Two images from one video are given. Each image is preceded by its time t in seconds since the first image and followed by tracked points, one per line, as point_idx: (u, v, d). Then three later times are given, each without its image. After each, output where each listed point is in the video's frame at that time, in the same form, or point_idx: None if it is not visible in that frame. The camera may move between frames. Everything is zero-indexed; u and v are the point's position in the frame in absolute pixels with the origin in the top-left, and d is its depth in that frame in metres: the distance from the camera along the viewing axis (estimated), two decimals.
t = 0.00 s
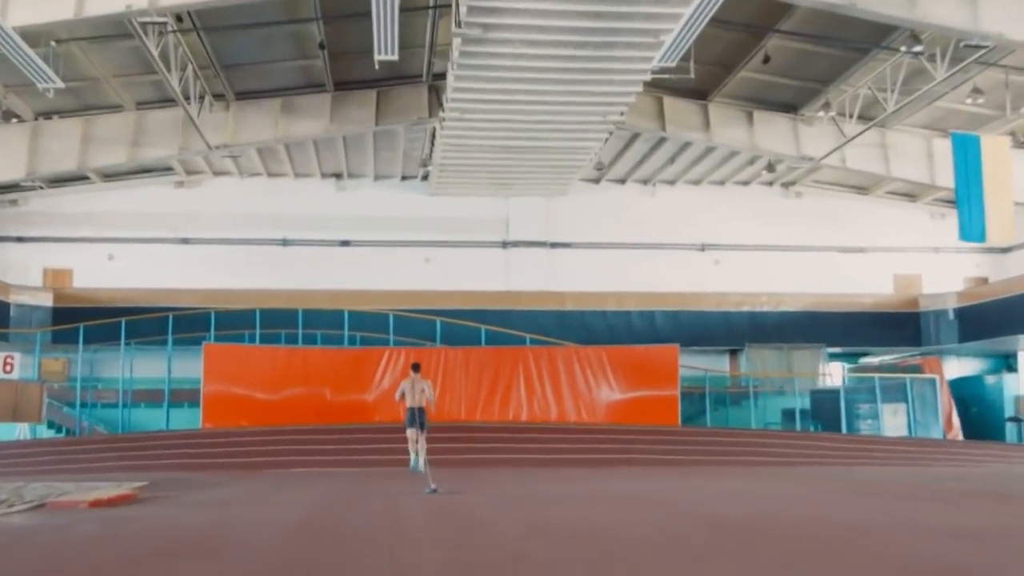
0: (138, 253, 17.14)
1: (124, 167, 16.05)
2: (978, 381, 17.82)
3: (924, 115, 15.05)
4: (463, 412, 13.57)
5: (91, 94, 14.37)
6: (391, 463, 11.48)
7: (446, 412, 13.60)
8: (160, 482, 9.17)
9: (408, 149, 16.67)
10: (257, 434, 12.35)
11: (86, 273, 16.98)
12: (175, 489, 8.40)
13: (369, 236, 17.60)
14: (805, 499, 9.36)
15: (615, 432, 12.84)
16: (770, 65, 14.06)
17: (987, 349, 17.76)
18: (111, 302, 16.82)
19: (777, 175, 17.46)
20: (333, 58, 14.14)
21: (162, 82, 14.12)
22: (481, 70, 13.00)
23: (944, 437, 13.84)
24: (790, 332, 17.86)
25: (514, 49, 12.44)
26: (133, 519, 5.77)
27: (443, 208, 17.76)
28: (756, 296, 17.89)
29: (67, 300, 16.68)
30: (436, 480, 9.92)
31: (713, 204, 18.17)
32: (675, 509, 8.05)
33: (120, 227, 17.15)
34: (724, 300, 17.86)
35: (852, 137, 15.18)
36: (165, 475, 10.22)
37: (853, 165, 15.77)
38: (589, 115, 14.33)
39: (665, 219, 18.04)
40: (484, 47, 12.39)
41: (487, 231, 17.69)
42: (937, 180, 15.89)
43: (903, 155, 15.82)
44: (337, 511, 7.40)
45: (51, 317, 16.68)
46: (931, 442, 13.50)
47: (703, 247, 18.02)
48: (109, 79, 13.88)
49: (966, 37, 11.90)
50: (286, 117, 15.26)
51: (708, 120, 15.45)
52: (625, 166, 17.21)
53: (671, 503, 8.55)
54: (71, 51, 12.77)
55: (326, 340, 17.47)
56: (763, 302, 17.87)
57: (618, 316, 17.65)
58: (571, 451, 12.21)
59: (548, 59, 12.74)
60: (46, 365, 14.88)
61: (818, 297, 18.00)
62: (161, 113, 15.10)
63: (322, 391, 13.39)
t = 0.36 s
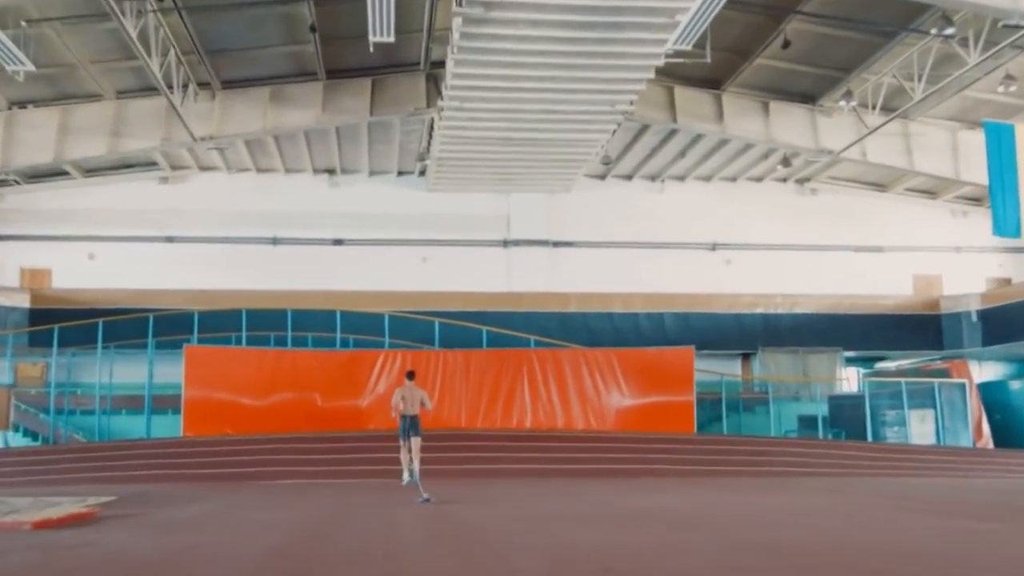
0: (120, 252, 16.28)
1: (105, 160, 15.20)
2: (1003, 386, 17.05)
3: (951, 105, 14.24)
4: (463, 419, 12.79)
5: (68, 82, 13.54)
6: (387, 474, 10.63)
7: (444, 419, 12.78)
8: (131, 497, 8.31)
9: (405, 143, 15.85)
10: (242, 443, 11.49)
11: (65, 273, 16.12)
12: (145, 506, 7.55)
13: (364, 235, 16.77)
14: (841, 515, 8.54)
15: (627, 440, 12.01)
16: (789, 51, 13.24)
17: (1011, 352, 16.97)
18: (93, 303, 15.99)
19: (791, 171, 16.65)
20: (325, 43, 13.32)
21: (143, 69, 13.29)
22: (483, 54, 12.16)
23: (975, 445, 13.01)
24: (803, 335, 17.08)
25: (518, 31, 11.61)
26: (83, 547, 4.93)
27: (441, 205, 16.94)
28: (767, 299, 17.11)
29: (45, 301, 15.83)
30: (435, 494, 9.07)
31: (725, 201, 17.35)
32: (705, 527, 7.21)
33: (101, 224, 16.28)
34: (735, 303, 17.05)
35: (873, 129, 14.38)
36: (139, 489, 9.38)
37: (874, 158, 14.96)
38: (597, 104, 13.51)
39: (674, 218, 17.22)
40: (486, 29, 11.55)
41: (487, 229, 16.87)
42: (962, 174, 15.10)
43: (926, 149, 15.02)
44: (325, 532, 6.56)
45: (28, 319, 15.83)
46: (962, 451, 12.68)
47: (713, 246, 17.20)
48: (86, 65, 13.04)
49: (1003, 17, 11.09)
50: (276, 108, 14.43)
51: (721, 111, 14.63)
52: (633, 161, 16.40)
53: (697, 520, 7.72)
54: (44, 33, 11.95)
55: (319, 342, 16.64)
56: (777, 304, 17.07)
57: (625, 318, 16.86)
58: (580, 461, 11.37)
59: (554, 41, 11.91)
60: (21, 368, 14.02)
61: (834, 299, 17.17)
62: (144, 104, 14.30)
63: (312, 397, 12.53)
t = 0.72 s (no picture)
0: (99, 251, 15.44)
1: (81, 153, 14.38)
2: None
3: (974, 94, 13.52)
4: (461, 426, 11.99)
5: (42, 68, 12.75)
6: (379, 485, 9.83)
7: (441, 425, 11.99)
8: (95, 511, 7.50)
9: (398, 136, 15.09)
10: (222, 452, 10.68)
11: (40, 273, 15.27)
12: (108, 522, 6.74)
13: (355, 234, 15.98)
14: (880, 527, 7.77)
15: (637, 449, 11.24)
16: (806, 36, 12.51)
17: None
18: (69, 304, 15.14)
19: (802, 166, 15.92)
20: (314, 27, 12.55)
21: (120, 53, 12.51)
22: (483, 37, 11.37)
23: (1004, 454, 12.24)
24: (818, 339, 16.28)
25: (521, 10, 10.83)
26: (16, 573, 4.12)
27: (437, 202, 16.16)
28: (780, 299, 16.30)
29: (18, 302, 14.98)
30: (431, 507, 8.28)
31: (733, 199, 16.60)
32: (738, 542, 6.43)
33: (78, 222, 15.45)
34: (746, 304, 16.28)
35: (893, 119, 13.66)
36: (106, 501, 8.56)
37: (892, 151, 14.22)
38: (602, 91, 12.74)
39: (680, 216, 16.46)
40: (486, 8, 10.77)
41: (485, 228, 16.10)
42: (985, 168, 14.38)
43: (947, 141, 14.30)
44: (308, 550, 5.76)
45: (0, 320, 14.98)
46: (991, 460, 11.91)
47: (721, 246, 16.44)
48: (60, 49, 12.24)
49: None
50: (262, 97, 13.64)
51: (731, 102, 13.87)
52: (638, 156, 15.65)
53: (726, 534, 6.94)
54: (14, 12, 11.17)
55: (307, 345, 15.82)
56: (788, 306, 16.32)
57: (629, 321, 16.09)
58: (588, 470, 10.58)
59: (559, 22, 11.12)
60: None
61: (849, 301, 16.40)
62: (123, 93, 13.54)
63: (299, 402, 11.72)
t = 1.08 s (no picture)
0: (73, 252, 14.69)
1: (53, 148, 13.63)
2: None
3: (994, 86, 12.87)
4: (454, 436, 11.29)
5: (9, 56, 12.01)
6: (365, 500, 9.09)
7: (432, 434, 11.28)
8: (49, 533, 6.74)
9: (388, 131, 14.39)
10: (197, 463, 9.95)
11: (11, 275, 14.51)
12: (59, 546, 5.99)
13: (342, 234, 15.25)
14: (917, 544, 7.06)
15: (642, 460, 10.54)
16: (818, 24, 11.85)
17: None
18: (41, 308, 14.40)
19: (809, 164, 15.27)
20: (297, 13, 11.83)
21: (92, 40, 11.78)
22: (477, 23, 10.66)
23: None
24: (824, 344, 15.76)
25: None
26: None
27: (428, 202, 15.44)
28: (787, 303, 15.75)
29: None
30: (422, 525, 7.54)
31: (737, 199, 15.92)
32: (769, 565, 5.71)
33: (51, 222, 14.68)
34: (751, 307, 15.71)
35: (907, 113, 13.01)
36: (67, 519, 7.81)
37: (907, 147, 13.57)
38: (603, 81, 12.05)
39: (682, 216, 15.78)
40: None
41: (478, 228, 15.40)
42: (1003, 165, 13.73)
43: (964, 137, 13.65)
44: None
45: None
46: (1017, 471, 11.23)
47: (725, 248, 15.76)
48: (26, 35, 11.49)
49: None
50: (243, 89, 12.93)
51: (737, 95, 13.22)
52: (638, 153, 14.98)
53: (755, 552, 6.22)
54: None
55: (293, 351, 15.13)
56: (795, 310, 15.74)
57: (629, 325, 15.53)
58: (590, 483, 9.87)
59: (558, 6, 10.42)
60: None
61: (858, 305, 15.93)
62: (96, 84, 12.84)
63: (281, 410, 11.00)
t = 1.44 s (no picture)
0: (50, 254, 14.01)
1: (29, 143, 12.98)
2: None
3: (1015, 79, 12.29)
4: (449, 444, 10.63)
5: None
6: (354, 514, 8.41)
7: (426, 443, 10.62)
8: None
9: (380, 126, 13.73)
10: (175, 474, 9.28)
11: None
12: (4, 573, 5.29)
13: (332, 235, 14.58)
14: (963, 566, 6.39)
15: (651, 470, 9.90)
16: (832, 12, 11.24)
17: None
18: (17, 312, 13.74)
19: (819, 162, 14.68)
20: None
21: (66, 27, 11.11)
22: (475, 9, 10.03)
23: None
24: (835, 351, 15.51)
25: None
26: None
27: (422, 201, 14.77)
28: (798, 309, 15.42)
29: None
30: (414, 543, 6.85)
31: (744, 198, 15.28)
32: None
33: (27, 222, 14.01)
34: (758, 309, 15.32)
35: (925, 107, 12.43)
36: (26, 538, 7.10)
37: (922, 143, 12.99)
38: (607, 72, 11.42)
39: (687, 217, 15.15)
40: None
41: (474, 229, 14.76)
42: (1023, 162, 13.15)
43: (982, 132, 13.06)
44: None
45: None
46: None
47: (731, 250, 15.16)
48: None
49: None
50: (227, 80, 12.29)
51: (746, 88, 12.62)
52: (641, 150, 14.37)
53: None
54: None
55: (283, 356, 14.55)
56: (806, 315, 15.40)
57: (631, 332, 15.22)
58: (596, 496, 9.20)
59: None
60: None
61: (870, 309, 15.53)
62: (72, 75, 12.17)
63: (266, 417, 10.35)
